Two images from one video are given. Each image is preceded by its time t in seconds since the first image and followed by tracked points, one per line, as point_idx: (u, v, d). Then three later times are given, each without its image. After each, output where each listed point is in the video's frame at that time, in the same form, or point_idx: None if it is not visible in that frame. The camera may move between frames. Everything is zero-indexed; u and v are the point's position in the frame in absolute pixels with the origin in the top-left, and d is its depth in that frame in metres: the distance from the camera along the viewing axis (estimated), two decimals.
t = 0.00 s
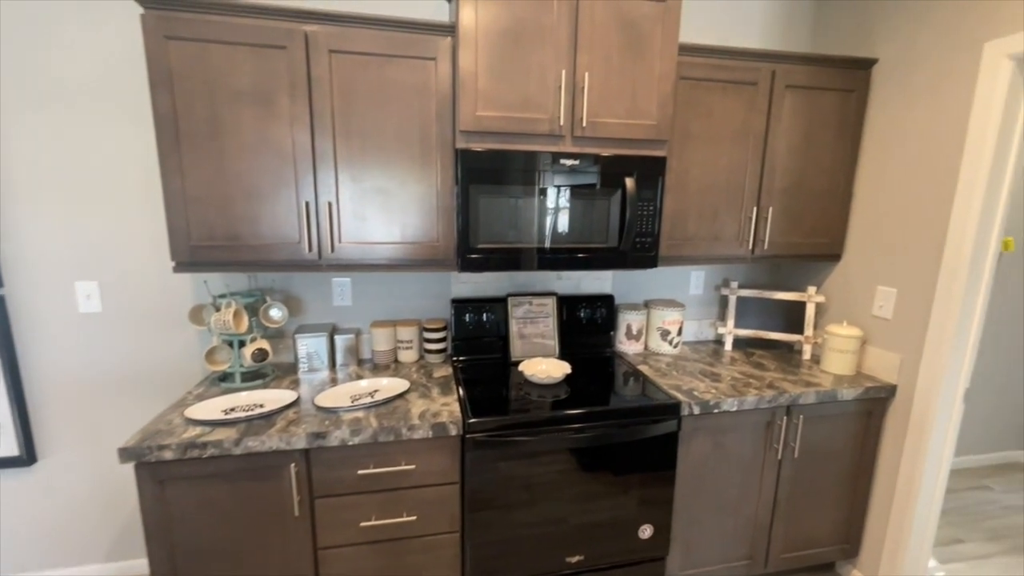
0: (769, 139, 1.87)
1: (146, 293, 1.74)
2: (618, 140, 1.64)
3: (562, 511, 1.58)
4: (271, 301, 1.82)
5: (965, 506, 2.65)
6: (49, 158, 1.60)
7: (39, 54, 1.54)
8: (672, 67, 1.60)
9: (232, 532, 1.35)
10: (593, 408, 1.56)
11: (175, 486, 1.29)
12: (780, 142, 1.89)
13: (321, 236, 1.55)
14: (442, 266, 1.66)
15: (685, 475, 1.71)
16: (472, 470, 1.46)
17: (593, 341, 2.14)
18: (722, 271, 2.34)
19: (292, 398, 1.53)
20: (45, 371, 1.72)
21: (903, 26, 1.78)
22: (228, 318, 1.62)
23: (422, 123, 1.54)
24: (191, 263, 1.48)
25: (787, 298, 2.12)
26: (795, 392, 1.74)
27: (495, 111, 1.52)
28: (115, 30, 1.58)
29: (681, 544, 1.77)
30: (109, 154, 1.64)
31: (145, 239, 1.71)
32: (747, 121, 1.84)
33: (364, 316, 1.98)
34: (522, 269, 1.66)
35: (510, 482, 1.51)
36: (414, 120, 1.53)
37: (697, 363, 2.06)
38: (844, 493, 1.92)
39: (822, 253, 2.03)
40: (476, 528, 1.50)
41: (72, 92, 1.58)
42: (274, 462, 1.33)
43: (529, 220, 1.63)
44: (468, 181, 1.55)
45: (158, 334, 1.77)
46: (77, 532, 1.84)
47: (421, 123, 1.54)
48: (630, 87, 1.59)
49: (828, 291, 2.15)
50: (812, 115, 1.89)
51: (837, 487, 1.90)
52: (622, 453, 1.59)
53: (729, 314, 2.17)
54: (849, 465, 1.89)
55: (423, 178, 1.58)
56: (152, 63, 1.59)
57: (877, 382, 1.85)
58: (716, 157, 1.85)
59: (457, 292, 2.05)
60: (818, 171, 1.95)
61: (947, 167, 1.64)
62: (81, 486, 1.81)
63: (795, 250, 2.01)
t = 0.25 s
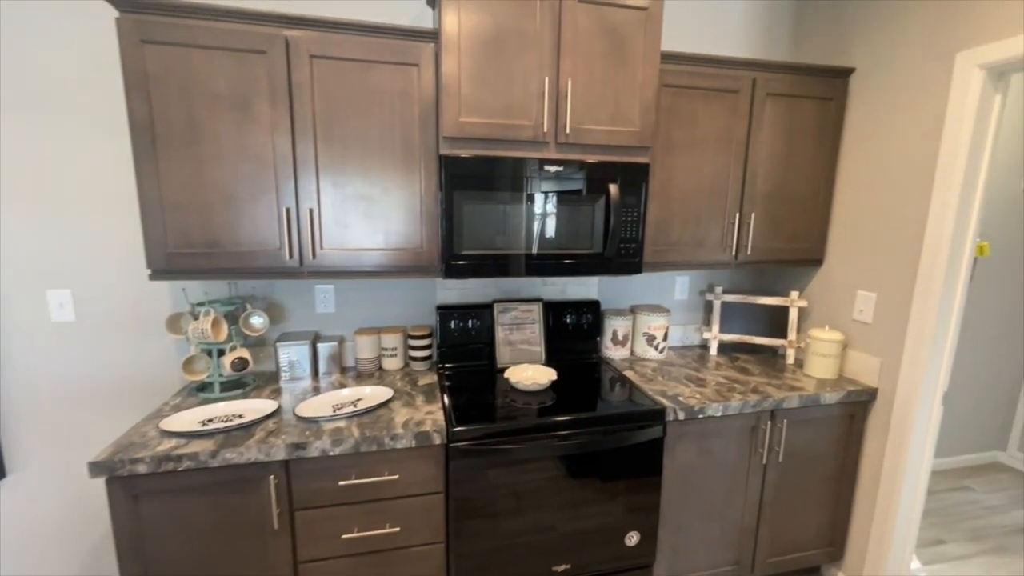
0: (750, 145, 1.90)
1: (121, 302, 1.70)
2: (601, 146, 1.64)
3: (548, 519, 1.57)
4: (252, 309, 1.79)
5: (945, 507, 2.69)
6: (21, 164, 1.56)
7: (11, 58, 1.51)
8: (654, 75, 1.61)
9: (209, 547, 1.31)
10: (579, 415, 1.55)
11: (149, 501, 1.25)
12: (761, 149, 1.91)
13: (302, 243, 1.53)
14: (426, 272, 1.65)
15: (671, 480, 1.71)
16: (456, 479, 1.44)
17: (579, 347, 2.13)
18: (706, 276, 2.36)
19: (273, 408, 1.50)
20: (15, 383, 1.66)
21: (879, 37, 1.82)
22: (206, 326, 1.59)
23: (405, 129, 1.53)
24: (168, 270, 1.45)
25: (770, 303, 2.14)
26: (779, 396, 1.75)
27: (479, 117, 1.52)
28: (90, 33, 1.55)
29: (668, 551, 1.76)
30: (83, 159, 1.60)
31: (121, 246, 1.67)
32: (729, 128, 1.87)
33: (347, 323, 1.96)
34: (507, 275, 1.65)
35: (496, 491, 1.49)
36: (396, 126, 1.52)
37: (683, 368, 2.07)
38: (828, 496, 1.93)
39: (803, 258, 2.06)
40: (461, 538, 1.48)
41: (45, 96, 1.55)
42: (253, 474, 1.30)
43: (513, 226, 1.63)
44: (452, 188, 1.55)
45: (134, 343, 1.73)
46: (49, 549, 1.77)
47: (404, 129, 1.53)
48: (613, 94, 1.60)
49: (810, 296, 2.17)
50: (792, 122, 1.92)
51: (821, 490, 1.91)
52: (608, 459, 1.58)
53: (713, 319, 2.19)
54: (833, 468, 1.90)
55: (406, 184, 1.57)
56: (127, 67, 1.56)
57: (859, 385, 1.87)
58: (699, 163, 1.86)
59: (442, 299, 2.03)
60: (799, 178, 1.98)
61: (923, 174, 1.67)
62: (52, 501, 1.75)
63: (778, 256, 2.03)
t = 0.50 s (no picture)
0: (736, 150, 1.91)
1: (100, 307, 1.66)
2: (589, 151, 1.64)
3: (536, 525, 1.56)
4: (235, 314, 1.76)
5: (930, 507, 2.72)
6: None
7: None
8: (640, 80, 1.62)
9: (189, 558, 1.29)
10: (566, 420, 1.54)
11: (127, 512, 1.22)
12: (747, 154, 1.93)
13: (286, 247, 1.51)
14: (413, 277, 1.64)
15: (659, 485, 1.71)
16: (443, 486, 1.42)
17: (568, 351, 2.13)
18: (694, 280, 2.37)
19: (256, 415, 1.47)
20: None
21: (861, 44, 1.85)
22: (188, 332, 1.56)
23: (391, 132, 1.52)
24: (148, 275, 1.42)
25: (757, 306, 2.15)
26: (766, 399, 1.76)
27: (465, 121, 1.51)
28: (68, 34, 1.52)
29: (657, 555, 1.76)
30: (61, 162, 1.57)
31: (101, 250, 1.64)
32: (715, 133, 1.88)
33: (333, 328, 1.94)
34: (494, 280, 1.64)
35: (484, 497, 1.47)
36: (382, 130, 1.51)
37: (671, 371, 2.07)
38: (814, 498, 1.94)
39: (789, 261, 2.08)
40: (448, 546, 1.46)
41: (21, 97, 1.51)
42: (235, 483, 1.27)
43: (501, 229, 1.63)
44: (439, 192, 1.54)
45: (114, 349, 1.70)
46: (24, 561, 1.73)
47: (390, 133, 1.52)
48: (599, 99, 1.60)
49: (796, 299, 2.19)
50: (777, 127, 1.94)
51: (807, 492, 1.92)
52: (596, 464, 1.58)
53: (701, 322, 2.20)
54: (819, 471, 1.91)
55: (392, 188, 1.56)
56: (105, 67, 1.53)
57: (844, 387, 1.89)
58: (686, 168, 1.88)
59: (430, 304, 2.02)
60: (784, 182, 2.00)
61: (905, 179, 1.70)
62: (28, 512, 1.71)
63: (764, 259, 2.05)
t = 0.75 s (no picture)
0: (720, 155, 1.93)
1: (74, 314, 1.63)
2: (574, 156, 1.65)
3: (523, 532, 1.55)
4: (217, 320, 1.73)
5: (913, 507, 2.75)
6: None
7: None
8: (625, 85, 1.63)
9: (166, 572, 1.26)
10: (553, 425, 1.54)
11: (101, 525, 1.19)
12: (731, 158, 1.95)
13: (268, 253, 1.49)
14: (398, 282, 1.63)
15: (647, 489, 1.71)
16: (428, 494, 1.41)
17: (555, 355, 2.12)
18: (680, 283, 2.39)
19: (237, 424, 1.45)
20: None
21: (841, 51, 1.88)
22: (166, 340, 1.52)
23: (375, 136, 1.51)
24: (124, 281, 1.39)
25: (742, 309, 2.17)
26: (751, 402, 1.77)
27: (450, 125, 1.51)
28: (42, 35, 1.49)
29: (644, 560, 1.76)
30: (34, 165, 1.53)
31: (76, 255, 1.60)
32: (699, 138, 1.90)
33: (317, 334, 1.91)
34: (480, 284, 1.64)
35: (470, 504, 1.46)
36: (366, 133, 1.50)
37: (658, 375, 2.08)
38: (800, 500, 1.95)
39: (773, 265, 2.10)
40: (434, 554, 1.44)
41: None
42: (214, 493, 1.25)
43: (486, 236, 1.63)
44: (424, 196, 1.53)
45: (90, 357, 1.66)
46: None
47: (374, 137, 1.51)
48: (584, 104, 1.61)
49: (780, 302, 2.21)
50: (760, 133, 1.96)
51: (793, 494, 1.93)
52: (584, 469, 1.57)
53: (687, 326, 2.21)
54: (805, 472, 1.93)
55: (376, 193, 1.54)
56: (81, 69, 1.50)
57: (828, 390, 1.91)
58: (671, 172, 1.89)
59: (416, 308, 2.00)
60: (767, 187, 2.02)
61: (884, 184, 1.72)
62: None
63: (749, 263, 2.06)
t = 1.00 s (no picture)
0: (708, 159, 1.95)
1: (54, 319, 1.59)
2: (563, 159, 1.65)
3: (513, 537, 1.54)
4: (201, 325, 1.71)
5: (899, 506, 2.78)
6: None
7: None
8: (613, 89, 1.64)
9: None
10: (542, 428, 1.53)
11: (79, 535, 1.16)
12: (718, 162, 1.96)
13: (254, 256, 1.47)
14: (386, 285, 1.61)
15: (636, 491, 1.71)
16: (417, 499, 1.39)
17: (545, 358, 2.12)
18: (669, 286, 2.41)
19: (222, 430, 1.42)
20: None
21: (825, 57, 1.90)
22: (149, 345, 1.50)
23: (362, 139, 1.50)
24: (105, 285, 1.37)
25: (730, 311, 2.19)
26: (739, 404, 1.78)
27: (438, 128, 1.50)
28: (21, 35, 1.46)
29: (634, 563, 1.75)
30: (13, 167, 1.50)
31: (56, 259, 1.57)
32: (687, 142, 1.91)
33: (305, 338, 1.89)
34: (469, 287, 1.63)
35: (459, 509, 1.45)
36: (353, 136, 1.49)
37: (648, 377, 2.09)
38: (788, 501, 1.96)
39: (761, 267, 2.12)
40: (422, 560, 1.43)
41: None
42: (197, 501, 1.23)
43: (474, 239, 1.63)
44: (412, 199, 1.52)
45: (70, 362, 1.63)
46: None
47: (362, 140, 1.50)
48: (572, 108, 1.61)
49: (768, 304, 2.23)
50: (746, 137, 1.98)
51: (781, 495, 1.95)
52: (573, 473, 1.57)
53: (676, 328, 2.22)
54: (792, 473, 1.94)
55: (364, 196, 1.53)
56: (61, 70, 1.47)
57: (815, 391, 1.93)
58: (659, 176, 1.90)
59: (405, 312, 1.99)
60: (754, 190, 2.04)
61: (868, 187, 1.75)
62: None
63: (736, 266, 2.08)
